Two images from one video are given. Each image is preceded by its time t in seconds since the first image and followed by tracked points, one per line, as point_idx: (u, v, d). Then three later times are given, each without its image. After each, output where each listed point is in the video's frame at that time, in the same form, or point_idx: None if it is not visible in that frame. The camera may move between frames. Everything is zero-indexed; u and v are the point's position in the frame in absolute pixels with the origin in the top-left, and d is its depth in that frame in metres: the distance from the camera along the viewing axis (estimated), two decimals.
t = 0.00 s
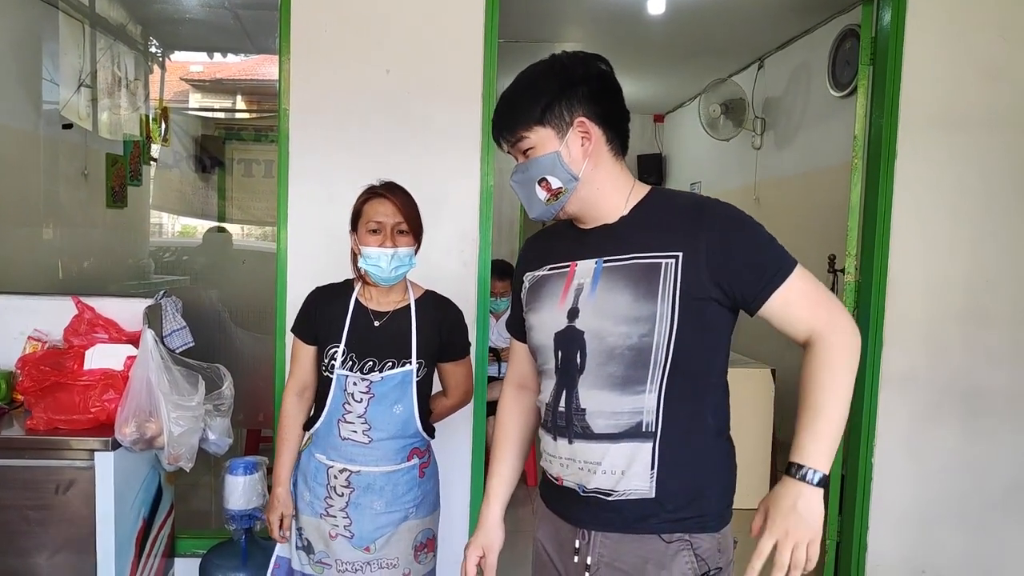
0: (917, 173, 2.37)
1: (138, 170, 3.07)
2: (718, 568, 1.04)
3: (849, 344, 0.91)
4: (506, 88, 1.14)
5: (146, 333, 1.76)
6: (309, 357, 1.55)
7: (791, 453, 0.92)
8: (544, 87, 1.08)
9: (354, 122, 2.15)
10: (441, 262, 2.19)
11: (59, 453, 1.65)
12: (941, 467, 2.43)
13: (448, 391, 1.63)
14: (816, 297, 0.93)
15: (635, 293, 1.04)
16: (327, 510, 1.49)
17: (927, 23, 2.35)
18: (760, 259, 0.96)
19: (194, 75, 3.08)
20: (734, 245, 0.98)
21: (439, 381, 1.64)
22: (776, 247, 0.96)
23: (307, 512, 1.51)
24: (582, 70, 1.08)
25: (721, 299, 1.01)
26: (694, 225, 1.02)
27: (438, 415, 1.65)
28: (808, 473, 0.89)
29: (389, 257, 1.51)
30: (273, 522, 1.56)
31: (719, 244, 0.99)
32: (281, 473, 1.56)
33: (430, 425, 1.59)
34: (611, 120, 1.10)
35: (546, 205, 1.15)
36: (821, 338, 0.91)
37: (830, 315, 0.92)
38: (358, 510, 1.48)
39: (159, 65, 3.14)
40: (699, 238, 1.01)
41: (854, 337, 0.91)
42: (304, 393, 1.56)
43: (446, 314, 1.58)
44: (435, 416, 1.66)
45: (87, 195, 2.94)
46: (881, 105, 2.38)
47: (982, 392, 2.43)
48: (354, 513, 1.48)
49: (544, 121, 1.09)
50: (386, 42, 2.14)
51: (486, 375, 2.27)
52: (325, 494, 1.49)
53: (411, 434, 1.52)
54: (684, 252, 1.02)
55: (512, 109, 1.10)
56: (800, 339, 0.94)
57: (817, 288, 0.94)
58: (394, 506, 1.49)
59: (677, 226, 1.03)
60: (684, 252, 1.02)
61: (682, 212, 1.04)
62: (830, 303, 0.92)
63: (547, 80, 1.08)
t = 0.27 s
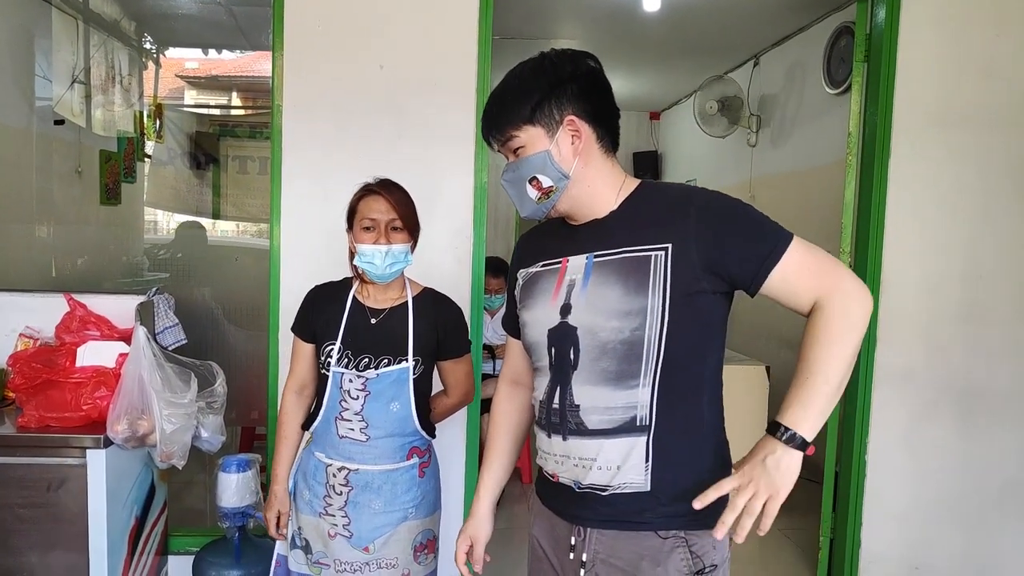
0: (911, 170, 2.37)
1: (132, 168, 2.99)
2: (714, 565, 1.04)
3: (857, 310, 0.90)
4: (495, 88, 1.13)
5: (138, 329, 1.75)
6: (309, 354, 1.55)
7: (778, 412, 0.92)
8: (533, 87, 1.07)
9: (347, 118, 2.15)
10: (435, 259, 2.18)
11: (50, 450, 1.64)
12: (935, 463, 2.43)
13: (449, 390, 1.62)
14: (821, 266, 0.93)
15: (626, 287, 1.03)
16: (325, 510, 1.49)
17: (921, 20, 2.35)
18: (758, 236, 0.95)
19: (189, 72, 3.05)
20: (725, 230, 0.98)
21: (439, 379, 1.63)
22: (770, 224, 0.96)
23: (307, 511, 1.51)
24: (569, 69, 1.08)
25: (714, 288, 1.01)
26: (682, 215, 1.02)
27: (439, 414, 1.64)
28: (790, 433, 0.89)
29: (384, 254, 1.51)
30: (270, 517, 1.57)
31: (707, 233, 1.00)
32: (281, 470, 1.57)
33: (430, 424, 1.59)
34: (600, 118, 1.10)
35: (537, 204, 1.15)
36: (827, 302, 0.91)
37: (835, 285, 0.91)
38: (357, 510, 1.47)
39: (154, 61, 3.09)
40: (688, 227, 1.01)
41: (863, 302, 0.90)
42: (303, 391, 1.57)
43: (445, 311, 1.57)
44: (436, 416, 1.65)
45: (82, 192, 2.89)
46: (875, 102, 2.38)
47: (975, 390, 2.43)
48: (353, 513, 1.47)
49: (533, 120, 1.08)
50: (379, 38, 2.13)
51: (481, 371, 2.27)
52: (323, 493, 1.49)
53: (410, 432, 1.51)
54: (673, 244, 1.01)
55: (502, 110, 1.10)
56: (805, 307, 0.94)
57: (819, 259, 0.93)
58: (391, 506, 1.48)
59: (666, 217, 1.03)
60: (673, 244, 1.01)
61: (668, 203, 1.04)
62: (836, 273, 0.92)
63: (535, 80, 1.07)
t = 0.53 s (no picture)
0: (910, 167, 2.37)
1: (129, 164, 2.92)
2: (712, 563, 1.03)
3: (853, 296, 0.89)
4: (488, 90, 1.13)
5: (136, 327, 1.75)
6: (318, 360, 1.55)
7: (766, 392, 0.95)
8: (523, 88, 1.07)
9: (346, 115, 2.14)
10: (433, 256, 2.18)
11: (49, 447, 1.64)
12: (933, 460, 2.44)
13: (458, 392, 1.61)
14: (817, 251, 0.92)
15: (619, 282, 1.03)
16: (337, 514, 1.49)
17: (921, 17, 2.34)
18: (750, 225, 0.95)
19: (189, 68, 2.93)
20: (717, 221, 0.98)
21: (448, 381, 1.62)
22: (763, 211, 0.95)
23: (319, 515, 1.51)
24: (560, 68, 1.08)
25: (710, 282, 1.01)
26: (674, 207, 1.02)
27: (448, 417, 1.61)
28: (770, 414, 0.93)
29: (396, 256, 1.50)
30: (287, 527, 1.58)
31: (701, 228, 0.99)
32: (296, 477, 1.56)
33: (439, 425, 1.58)
34: (592, 116, 1.09)
35: (532, 204, 1.15)
36: (823, 288, 0.91)
37: (831, 272, 0.90)
38: (370, 513, 1.47)
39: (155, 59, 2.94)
40: (679, 220, 1.01)
41: (861, 286, 0.89)
42: (315, 397, 1.57)
43: (452, 311, 1.57)
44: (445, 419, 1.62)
45: (77, 189, 2.85)
46: (874, 100, 2.38)
47: (974, 387, 2.43)
48: (366, 516, 1.47)
49: (525, 121, 1.08)
50: (377, 35, 2.13)
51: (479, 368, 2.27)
52: (334, 496, 1.49)
53: (418, 433, 1.51)
54: (666, 237, 1.01)
55: (494, 111, 1.10)
56: (801, 292, 0.93)
57: (813, 244, 0.93)
58: (403, 506, 1.48)
59: (659, 211, 1.03)
60: (665, 238, 1.01)
61: (659, 197, 1.04)
62: (833, 259, 0.91)
63: (526, 80, 1.07)
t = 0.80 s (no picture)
0: (907, 168, 2.38)
1: (129, 164, 2.91)
2: (708, 565, 1.04)
3: (840, 306, 0.90)
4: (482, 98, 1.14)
5: (135, 328, 1.76)
6: (314, 363, 1.54)
7: (750, 397, 0.96)
8: (516, 96, 1.08)
9: (344, 116, 2.15)
10: (431, 257, 2.19)
11: (48, 448, 1.65)
12: (929, 460, 2.45)
13: (459, 391, 1.61)
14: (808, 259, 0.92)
15: (614, 283, 1.04)
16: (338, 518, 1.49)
17: (918, 18, 2.35)
18: (741, 232, 0.95)
19: (189, 68, 2.93)
20: (709, 226, 0.98)
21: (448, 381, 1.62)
22: (755, 217, 0.95)
23: (320, 519, 1.51)
24: (551, 75, 1.08)
25: (706, 283, 1.01)
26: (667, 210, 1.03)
27: (448, 417, 1.61)
28: (753, 419, 0.94)
29: (394, 256, 1.50)
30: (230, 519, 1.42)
31: (695, 230, 0.99)
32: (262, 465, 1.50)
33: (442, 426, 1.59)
34: (585, 120, 1.09)
35: (529, 209, 1.15)
36: (811, 298, 0.91)
37: (820, 281, 0.91)
38: (373, 516, 1.48)
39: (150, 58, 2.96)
40: (673, 223, 1.01)
41: (848, 296, 0.90)
42: (301, 399, 1.55)
43: (452, 312, 1.58)
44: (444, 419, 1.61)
45: (77, 190, 2.84)
46: (871, 101, 2.39)
47: (970, 387, 2.44)
48: (368, 520, 1.48)
49: (519, 128, 1.09)
50: (375, 36, 2.13)
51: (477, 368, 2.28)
52: (336, 500, 1.49)
53: (423, 434, 1.51)
54: (659, 240, 1.02)
55: (488, 120, 1.11)
56: (790, 301, 0.94)
57: (803, 253, 0.93)
58: (405, 511, 1.49)
59: (653, 214, 1.03)
60: (659, 240, 1.02)
61: (654, 201, 1.04)
62: (822, 268, 0.91)
63: (518, 89, 1.08)
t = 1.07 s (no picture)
0: (901, 170, 2.39)
1: (128, 165, 2.95)
2: (697, 565, 1.05)
3: (825, 324, 0.92)
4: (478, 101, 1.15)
5: (133, 330, 1.76)
6: (293, 356, 1.58)
7: (738, 411, 0.97)
8: (513, 100, 1.08)
9: (341, 119, 2.16)
10: (428, 259, 2.20)
11: (46, 449, 1.66)
12: (923, 461, 2.46)
13: (443, 396, 1.62)
14: (795, 276, 0.94)
15: (609, 289, 1.05)
16: (318, 517, 1.50)
17: (912, 22, 2.36)
18: (733, 243, 0.96)
19: (188, 69, 2.93)
20: (703, 236, 0.99)
21: (432, 385, 1.63)
22: (748, 230, 0.97)
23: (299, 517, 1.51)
24: (548, 80, 1.09)
25: (696, 291, 1.02)
26: (661, 220, 1.04)
27: (431, 420, 1.63)
28: (742, 435, 0.95)
29: (370, 258, 1.51)
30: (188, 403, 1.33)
31: (688, 237, 1.00)
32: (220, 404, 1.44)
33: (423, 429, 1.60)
34: (581, 126, 1.11)
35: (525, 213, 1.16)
36: (798, 315, 0.92)
37: (810, 297, 0.92)
38: (354, 515, 1.49)
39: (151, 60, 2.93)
40: (666, 232, 1.03)
41: (833, 317, 0.91)
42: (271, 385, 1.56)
43: (438, 317, 1.59)
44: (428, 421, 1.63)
45: (76, 191, 2.87)
46: (865, 103, 2.40)
47: (964, 389, 2.45)
48: (348, 520, 1.49)
49: (516, 132, 1.09)
50: (372, 39, 2.14)
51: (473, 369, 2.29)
52: (316, 500, 1.50)
53: (404, 437, 1.53)
54: (653, 248, 1.03)
55: (484, 123, 1.11)
56: (777, 316, 0.95)
57: (793, 268, 0.94)
58: (386, 513, 1.50)
59: (646, 222, 1.05)
60: (653, 248, 1.03)
61: (649, 210, 1.05)
62: (811, 284, 0.93)
63: (515, 93, 1.08)
